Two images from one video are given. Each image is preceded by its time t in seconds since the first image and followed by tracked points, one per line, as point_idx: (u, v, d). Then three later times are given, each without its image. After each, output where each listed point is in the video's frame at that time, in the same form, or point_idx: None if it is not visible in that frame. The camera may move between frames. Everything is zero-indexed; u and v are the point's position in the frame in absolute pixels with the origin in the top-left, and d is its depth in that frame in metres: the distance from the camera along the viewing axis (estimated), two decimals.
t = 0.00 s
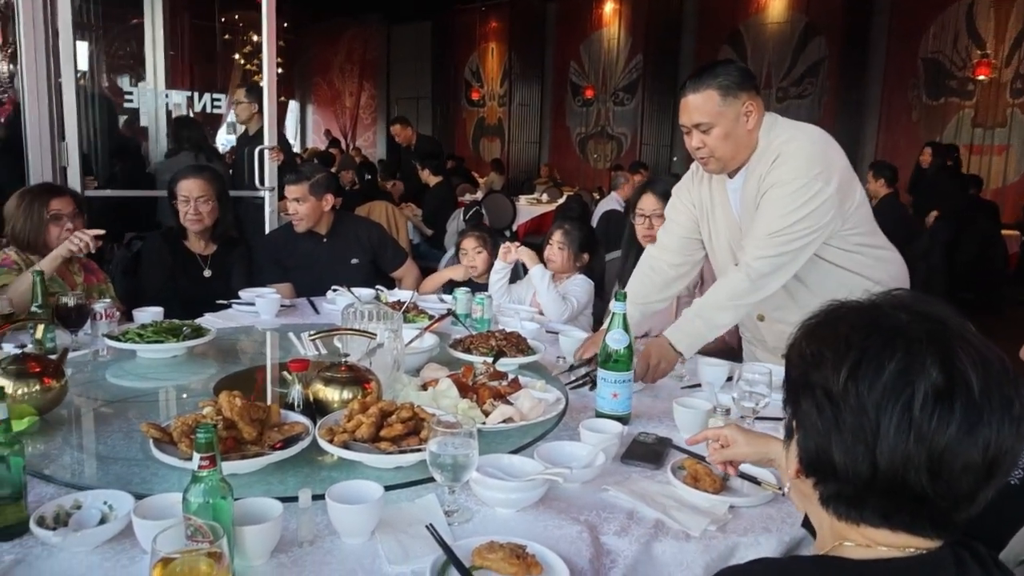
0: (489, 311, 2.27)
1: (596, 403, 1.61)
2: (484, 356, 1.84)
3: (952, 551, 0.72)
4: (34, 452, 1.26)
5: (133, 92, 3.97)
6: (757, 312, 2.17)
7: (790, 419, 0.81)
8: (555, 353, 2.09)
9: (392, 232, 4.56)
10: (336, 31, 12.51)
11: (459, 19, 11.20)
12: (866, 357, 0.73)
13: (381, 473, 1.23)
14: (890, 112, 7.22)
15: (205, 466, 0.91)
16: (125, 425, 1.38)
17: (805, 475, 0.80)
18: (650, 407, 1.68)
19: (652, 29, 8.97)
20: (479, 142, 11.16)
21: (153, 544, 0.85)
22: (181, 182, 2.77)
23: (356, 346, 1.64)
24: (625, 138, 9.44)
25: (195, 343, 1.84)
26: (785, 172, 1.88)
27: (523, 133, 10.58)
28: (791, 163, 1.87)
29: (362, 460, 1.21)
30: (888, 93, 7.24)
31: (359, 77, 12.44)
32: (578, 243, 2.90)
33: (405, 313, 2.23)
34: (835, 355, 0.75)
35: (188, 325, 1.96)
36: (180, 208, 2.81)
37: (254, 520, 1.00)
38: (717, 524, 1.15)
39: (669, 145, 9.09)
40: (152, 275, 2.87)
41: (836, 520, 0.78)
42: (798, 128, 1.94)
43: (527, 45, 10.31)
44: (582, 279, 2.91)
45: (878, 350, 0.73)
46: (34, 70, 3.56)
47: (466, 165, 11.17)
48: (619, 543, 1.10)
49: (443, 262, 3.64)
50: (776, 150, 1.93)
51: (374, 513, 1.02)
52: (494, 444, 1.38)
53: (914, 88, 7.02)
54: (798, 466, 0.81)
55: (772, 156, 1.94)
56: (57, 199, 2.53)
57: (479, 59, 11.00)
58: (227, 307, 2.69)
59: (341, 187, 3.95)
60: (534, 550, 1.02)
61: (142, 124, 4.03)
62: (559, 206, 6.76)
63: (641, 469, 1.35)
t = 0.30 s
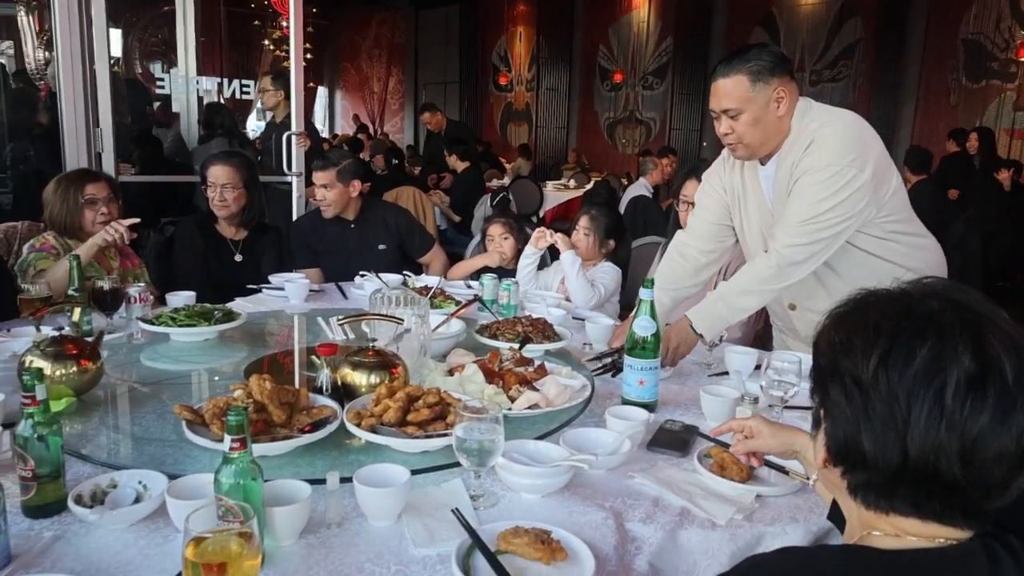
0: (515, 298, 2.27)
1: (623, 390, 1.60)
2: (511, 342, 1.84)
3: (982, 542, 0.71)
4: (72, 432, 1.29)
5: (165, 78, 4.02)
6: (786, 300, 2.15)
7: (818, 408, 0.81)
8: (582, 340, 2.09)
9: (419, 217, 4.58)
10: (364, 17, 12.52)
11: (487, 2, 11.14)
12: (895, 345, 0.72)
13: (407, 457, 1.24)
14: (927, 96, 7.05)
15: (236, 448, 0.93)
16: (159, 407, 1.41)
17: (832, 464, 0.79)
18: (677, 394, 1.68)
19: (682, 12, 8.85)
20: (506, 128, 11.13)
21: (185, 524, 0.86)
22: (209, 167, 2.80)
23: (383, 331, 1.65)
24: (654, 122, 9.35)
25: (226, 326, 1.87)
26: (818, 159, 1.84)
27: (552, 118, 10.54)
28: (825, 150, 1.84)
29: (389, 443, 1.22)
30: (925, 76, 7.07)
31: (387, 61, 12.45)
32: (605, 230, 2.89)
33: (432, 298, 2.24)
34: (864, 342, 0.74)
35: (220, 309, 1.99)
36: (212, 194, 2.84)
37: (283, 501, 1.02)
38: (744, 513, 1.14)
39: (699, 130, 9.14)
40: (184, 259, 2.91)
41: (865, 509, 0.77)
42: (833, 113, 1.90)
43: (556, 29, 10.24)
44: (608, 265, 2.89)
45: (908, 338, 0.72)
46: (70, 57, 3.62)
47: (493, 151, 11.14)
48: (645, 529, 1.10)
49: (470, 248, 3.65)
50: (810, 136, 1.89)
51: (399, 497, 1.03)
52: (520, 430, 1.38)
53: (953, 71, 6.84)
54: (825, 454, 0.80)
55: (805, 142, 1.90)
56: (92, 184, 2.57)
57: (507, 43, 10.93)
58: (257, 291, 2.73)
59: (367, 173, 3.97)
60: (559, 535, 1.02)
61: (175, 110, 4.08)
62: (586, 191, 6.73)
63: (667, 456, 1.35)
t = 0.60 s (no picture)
0: (528, 294, 2.27)
1: (635, 387, 1.60)
2: (523, 338, 1.85)
3: (996, 540, 0.70)
4: (89, 424, 1.31)
5: (181, 75, 4.05)
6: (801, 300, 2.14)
7: (829, 405, 0.81)
8: (595, 337, 2.09)
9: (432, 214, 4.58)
10: (378, 13, 12.52)
11: None
12: (904, 339, 0.72)
13: (419, 452, 1.25)
14: (946, 91, 6.98)
15: (250, 443, 0.93)
16: (173, 401, 1.43)
17: (844, 460, 0.79)
18: (689, 392, 1.68)
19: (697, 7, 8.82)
20: (520, 124, 11.12)
21: (199, 517, 0.87)
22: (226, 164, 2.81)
23: (395, 327, 1.65)
24: (668, 118, 9.33)
25: (240, 322, 1.88)
26: (832, 157, 1.83)
27: (566, 114, 10.53)
28: (840, 148, 1.83)
29: (402, 439, 1.22)
30: (944, 71, 6.98)
31: (401, 58, 12.45)
32: (618, 227, 2.88)
33: (445, 294, 2.24)
34: (874, 337, 0.74)
35: (235, 304, 2.01)
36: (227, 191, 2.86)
37: (296, 496, 1.03)
38: (756, 512, 1.14)
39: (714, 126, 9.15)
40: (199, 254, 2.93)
41: (878, 506, 0.76)
42: (849, 111, 1.89)
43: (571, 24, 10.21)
44: (621, 262, 2.88)
45: (918, 332, 0.72)
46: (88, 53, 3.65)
47: (507, 147, 11.13)
48: (657, 527, 1.10)
49: (482, 245, 3.65)
50: (826, 134, 1.88)
51: (411, 491, 1.04)
52: (532, 426, 1.39)
53: (973, 66, 6.75)
54: (838, 451, 0.80)
55: (821, 140, 1.89)
56: (110, 178, 2.59)
57: (521, 38, 10.90)
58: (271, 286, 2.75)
59: (382, 169, 3.98)
60: (569, 532, 1.02)
61: (191, 106, 4.11)
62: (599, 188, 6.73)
63: (679, 454, 1.34)
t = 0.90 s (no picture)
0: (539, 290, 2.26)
1: (646, 383, 1.60)
2: (534, 334, 1.84)
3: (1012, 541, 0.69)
4: (102, 417, 1.31)
5: (194, 69, 4.06)
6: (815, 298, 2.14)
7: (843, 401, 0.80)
8: (606, 333, 2.08)
9: (444, 209, 4.58)
10: (390, 8, 12.51)
11: None
12: (919, 335, 0.71)
13: (430, 447, 1.25)
14: (962, 87, 6.90)
15: (262, 436, 0.94)
16: (187, 394, 1.43)
17: (858, 456, 0.78)
18: (701, 389, 1.67)
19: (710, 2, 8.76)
20: (532, 119, 11.10)
21: (213, 511, 0.87)
22: (242, 160, 2.82)
23: (407, 321, 1.65)
24: (681, 113, 9.31)
25: (252, 316, 1.89)
26: (849, 155, 1.81)
27: (577, 109, 10.50)
28: (858, 146, 1.81)
29: (413, 434, 1.23)
30: (960, 65, 6.93)
31: (413, 52, 12.44)
32: (630, 222, 2.87)
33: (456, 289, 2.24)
34: (889, 333, 0.74)
35: (247, 298, 2.02)
36: (241, 185, 2.87)
37: (307, 490, 1.03)
38: (768, 509, 1.13)
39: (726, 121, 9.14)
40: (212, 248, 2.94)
41: (891, 503, 0.76)
42: (868, 108, 1.87)
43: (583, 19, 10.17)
44: (632, 257, 2.87)
45: (934, 329, 0.71)
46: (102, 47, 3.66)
47: (518, 142, 11.11)
48: (668, 524, 1.09)
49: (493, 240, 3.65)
50: (844, 132, 1.87)
51: (423, 486, 1.04)
52: (543, 421, 1.39)
53: (989, 62, 6.67)
54: (851, 447, 0.79)
55: (839, 137, 1.87)
56: (124, 172, 2.61)
57: (533, 33, 10.87)
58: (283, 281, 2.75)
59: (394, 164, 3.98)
60: (580, 527, 1.02)
61: (204, 101, 4.12)
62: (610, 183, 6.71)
63: (690, 451, 1.34)
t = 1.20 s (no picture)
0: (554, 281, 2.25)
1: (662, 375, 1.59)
2: (549, 325, 1.84)
3: None
4: (121, 405, 1.33)
5: (212, 60, 4.06)
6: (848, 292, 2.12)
7: (866, 400, 0.79)
8: (621, 324, 2.08)
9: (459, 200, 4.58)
10: None
11: None
12: (950, 335, 0.70)
13: (445, 437, 1.25)
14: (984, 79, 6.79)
15: (280, 426, 0.94)
16: (204, 383, 1.44)
17: (881, 456, 0.78)
18: (718, 382, 1.66)
19: None
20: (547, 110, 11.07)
21: (231, 498, 0.88)
22: (258, 151, 2.83)
23: (423, 313, 1.66)
24: (697, 105, 9.24)
25: (269, 305, 1.90)
26: (888, 148, 1.79)
27: (593, 101, 10.46)
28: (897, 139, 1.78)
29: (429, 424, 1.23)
30: (983, 56, 6.81)
31: (428, 44, 12.42)
32: (647, 214, 2.86)
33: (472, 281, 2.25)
34: (918, 332, 0.72)
35: (264, 288, 2.03)
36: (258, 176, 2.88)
37: (322, 480, 1.04)
38: (785, 503, 1.13)
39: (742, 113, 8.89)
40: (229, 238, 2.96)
41: (914, 502, 0.75)
42: (909, 101, 1.84)
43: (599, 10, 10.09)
44: (648, 250, 2.86)
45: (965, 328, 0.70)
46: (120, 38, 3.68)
47: (533, 134, 11.08)
48: (684, 516, 1.09)
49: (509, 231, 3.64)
50: (883, 125, 1.84)
51: (439, 477, 1.04)
52: (559, 413, 1.38)
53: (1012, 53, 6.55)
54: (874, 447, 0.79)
55: (876, 131, 1.85)
56: (141, 163, 2.63)
57: (548, 24, 10.82)
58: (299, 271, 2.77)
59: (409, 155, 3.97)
60: (597, 519, 1.02)
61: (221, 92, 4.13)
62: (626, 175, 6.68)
63: (705, 444, 1.33)
